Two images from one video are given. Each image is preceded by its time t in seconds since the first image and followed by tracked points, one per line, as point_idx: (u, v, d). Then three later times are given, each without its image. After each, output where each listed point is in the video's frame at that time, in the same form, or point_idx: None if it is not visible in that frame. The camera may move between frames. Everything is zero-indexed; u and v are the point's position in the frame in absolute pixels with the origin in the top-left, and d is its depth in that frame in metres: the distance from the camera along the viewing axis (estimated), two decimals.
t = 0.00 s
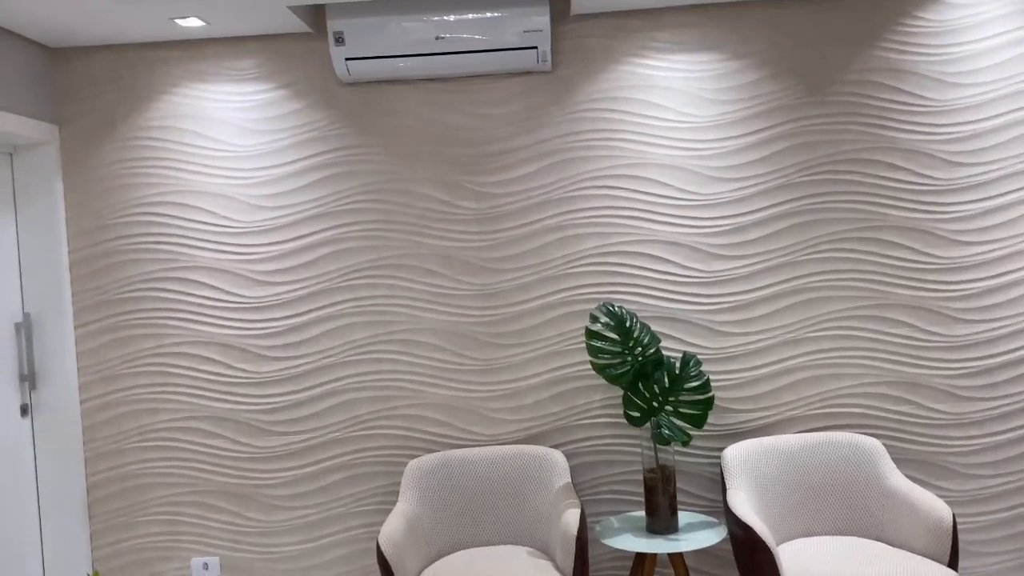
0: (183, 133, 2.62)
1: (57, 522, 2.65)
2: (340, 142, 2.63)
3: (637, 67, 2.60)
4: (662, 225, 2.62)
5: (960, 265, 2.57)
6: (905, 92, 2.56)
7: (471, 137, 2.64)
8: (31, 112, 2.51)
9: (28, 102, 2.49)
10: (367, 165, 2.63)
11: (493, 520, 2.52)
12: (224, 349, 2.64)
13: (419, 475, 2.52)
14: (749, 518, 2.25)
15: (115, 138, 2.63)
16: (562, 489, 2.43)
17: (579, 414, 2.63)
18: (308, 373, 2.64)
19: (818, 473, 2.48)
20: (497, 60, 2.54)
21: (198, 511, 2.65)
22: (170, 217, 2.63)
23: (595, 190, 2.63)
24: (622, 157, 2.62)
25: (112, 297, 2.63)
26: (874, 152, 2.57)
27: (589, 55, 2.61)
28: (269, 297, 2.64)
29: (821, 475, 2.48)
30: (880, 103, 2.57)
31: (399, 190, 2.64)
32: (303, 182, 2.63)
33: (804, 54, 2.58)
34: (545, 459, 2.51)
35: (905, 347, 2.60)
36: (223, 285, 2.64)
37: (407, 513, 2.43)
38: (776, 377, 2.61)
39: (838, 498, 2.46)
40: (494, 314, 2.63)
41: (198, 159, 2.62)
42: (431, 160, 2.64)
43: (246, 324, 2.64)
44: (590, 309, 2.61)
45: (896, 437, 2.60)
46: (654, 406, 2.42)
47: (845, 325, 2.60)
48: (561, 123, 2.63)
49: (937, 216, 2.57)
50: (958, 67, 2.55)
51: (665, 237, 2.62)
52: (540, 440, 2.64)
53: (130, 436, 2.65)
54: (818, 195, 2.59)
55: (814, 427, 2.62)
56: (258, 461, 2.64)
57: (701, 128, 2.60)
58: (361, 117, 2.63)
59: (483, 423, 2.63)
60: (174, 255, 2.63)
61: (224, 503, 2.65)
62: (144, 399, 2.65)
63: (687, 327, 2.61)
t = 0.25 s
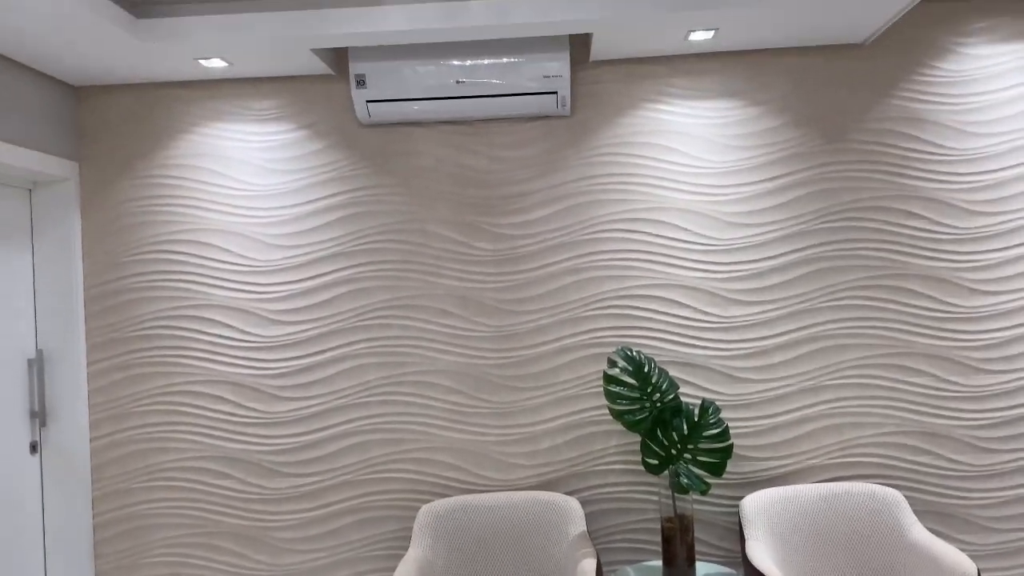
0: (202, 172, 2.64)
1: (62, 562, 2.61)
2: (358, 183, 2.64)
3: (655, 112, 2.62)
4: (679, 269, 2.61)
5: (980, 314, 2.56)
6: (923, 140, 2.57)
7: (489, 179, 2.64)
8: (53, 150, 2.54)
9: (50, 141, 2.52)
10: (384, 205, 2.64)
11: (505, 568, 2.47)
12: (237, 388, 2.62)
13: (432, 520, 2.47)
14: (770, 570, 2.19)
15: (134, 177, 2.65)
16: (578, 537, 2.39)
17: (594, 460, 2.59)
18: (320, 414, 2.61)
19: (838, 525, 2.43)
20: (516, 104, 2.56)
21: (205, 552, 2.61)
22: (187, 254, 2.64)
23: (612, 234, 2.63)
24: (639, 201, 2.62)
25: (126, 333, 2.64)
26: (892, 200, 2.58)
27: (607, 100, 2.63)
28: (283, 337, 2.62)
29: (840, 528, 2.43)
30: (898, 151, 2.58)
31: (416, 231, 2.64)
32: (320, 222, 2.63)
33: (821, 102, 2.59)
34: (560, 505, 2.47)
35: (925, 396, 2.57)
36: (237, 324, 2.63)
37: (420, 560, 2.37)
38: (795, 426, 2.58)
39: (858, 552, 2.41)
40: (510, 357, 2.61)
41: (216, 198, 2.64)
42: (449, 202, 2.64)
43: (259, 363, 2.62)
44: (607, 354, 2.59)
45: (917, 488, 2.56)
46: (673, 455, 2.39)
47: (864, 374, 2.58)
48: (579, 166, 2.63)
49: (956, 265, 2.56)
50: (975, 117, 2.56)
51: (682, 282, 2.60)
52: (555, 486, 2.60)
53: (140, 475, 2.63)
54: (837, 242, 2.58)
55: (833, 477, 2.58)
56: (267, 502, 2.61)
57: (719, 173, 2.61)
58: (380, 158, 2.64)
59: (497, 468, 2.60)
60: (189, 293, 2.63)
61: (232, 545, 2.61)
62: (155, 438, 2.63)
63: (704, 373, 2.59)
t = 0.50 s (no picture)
0: (209, 205, 2.64)
1: None
2: (366, 217, 2.63)
3: (663, 149, 2.61)
4: (688, 307, 2.58)
5: (994, 355, 2.52)
6: (934, 179, 2.55)
7: (496, 215, 2.63)
8: (61, 182, 2.53)
9: (59, 174, 2.52)
10: (392, 240, 2.63)
11: None
12: (240, 423, 2.59)
13: (435, 561, 2.41)
14: None
15: (142, 210, 2.65)
16: None
17: (602, 500, 2.55)
18: (324, 451, 2.58)
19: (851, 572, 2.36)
20: (525, 140, 2.55)
21: None
22: (193, 288, 2.63)
23: (620, 270, 2.60)
24: (648, 238, 2.60)
25: (129, 367, 2.62)
26: (903, 238, 2.55)
27: (616, 137, 2.63)
28: (288, 372, 2.60)
29: None
30: (909, 190, 2.56)
31: (423, 266, 2.63)
32: (327, 256, 2.61)
33: (831, 140, 2.58)
34: (567, 547, 2.40)
35: (939, 438, 2.52)
36: (242, 358, 2.60)
37: None
38: (806, 467, 2.53)
39: None
40: (516, 394, 2.57)
41: (223, 231, 2.63)
42: (456, 236, 2.63)
43: (263, 398, 2.59)
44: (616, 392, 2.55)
45: (932, 532, 2.50)
46: (682, 497, 2.36)
47: (876, 415, 2.53)
48: (588, 202, 2.62)
49: (969, 305, 2.53)
50: (986, 156, 2.54)
51: (692, 319, 2.57)
52: (561, 527, 2.55)
53: (140, 511, 2.59)
54: (848, 281, 2.56)
55: (845, 520, 2.52)
56: (269, 540, 2.56)
57: (729, 210, 2.59)
58: (388, 193, 2.64)
59: (502, 508, 2.55)
60: (194, 327, 2.62)
61: None
62: (156, 473, 2.60)
63: (714, 413, 2.55)
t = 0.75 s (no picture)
0: (215, 229, 2.62)
1: None
2: (373, 241, 2.61)
3: (673, 174, 2.59)
4: (699, 333, 2.54)
5: (1011, 384, 2.47)
6: (947, 205, 2.52)
7: (504, 239, 2.60)
8: (67, 205, 2.52)
9: (65, 197, 2.51)
10: (398, 264, 2.60)
11: None
12: (243, 450, 2.55)
13: None
14: None
15: (148, 233, 2.64)
16: None
17: (611, 531, 2.50)
18: (328, 479, 2.53)
19: None
20: (534, 164, 2.53)
21: None
22: (198, 312, 2.60)
23: (629, 295, 2.57)
24: (658, 263, 2.57)
25: (133, 392, 2.59)
26: (917, 265, 2.51)
27: (625, 161, 2.60)
28: (292, 397, 2.56)
29: None
30: (923, 216, 2.53)
31: (430, 291, 2.60)
32: (333, 280, 2.59)
33: (842, 165, 2.56)
34: None
35: (956, 469, 2.46)
36: (246, 383, 2.57)
37: None
38: (820, 498, 2.48)
39: None
40: (524, 422, 2.53)
41: (228, 255, 2.61)
42: (463, 261, 2.60)
43: (267, 425, 2.55)
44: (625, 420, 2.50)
45: (949, 566, 2.44)
46: (694, 528, 2.32)
47: (891, 445, 2.48)
48: (597, 226, 2.59)
49: (985, 333, 2.48)
50: (1001, 182, 2.51)
51: (702, 346, 2.53)
52: (569, 558, 2.49)
53: (141, 539, 2.55)
54: (861, 307, 2.52)
55: (860, 553, 2.46)
56: (270, 570, 2.51)
57: (740, 235, 2.56)
58: (395, 217, 2.62)
59: (509, 538, 2.50)
60: (198, 351, 2.59)
61: None
62: (157, 500, 2.56)
63: (725, 442, 2.50)
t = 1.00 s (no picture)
0: (214, 243, 2.62)
1: None
2: (372, 256, 2.59)
3: (674, 189, 2.57)
4: (700, 350, 2.52)
5: (1017, 403, 2.44)
6: (951, 222, 2.50)
7: (504, 254, 2.59)
8: (66, 219, 2.51)
9: (64, 210, 2.50)
10: (398, 279, 2.59)
11: None
12: (239, 466, 2.53)
13: None
14: None
15: (147, 247, 2.63)
16: None
17: (612, 551, 2.46)
18: (325, 496, 2.51)
19: None
20: (535, 179, 2.51)
21: None
22: (196, 326, 2.59)
23: (631, 311, 2.54)
24: (659, 279, 2.55)
25: (129, 407, 2.57)
26: (921, 282, 2.49)
27: (627, 176, 2.59)
28: (289, 413, 2.54)
29: None
30: (926, 233, 2.50)
31: (430, 306, 2.58)
32: (332, 295, 2.57)
33: (845, 181, 2.54)
34: None
35: (962, 489, 2.43)
36: (243, 399, 2.55)
37: None
38: (824, 518, 2.44)
39: None
40: (524, 439, 2.50)
41: (227, 270, 2.61)
42: (463, 276, 2.58)
43: (264, 441, 2.53)
44: (627, 438, 2.47)
45: None
46: (696, 548, 2.28)
47: (896, 464, 2.45)
48: (598, 242, 2.58)
49: (991, 351, 2.45)
50: (1005, 198, 2.49)
51: (704, 363, 2.51)
52: None
53: (135, 557, 2.52)
54: (864, 324, 2.49)
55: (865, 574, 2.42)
56: None
57: (742, 252, 2.54)
58: (395, 232, 2.60)
59: (508, 557, 2.46)
60: (196, 366, 2.57)
61: None
62: (153, 517, 2.53)
63: (728, 460, 2.47)
